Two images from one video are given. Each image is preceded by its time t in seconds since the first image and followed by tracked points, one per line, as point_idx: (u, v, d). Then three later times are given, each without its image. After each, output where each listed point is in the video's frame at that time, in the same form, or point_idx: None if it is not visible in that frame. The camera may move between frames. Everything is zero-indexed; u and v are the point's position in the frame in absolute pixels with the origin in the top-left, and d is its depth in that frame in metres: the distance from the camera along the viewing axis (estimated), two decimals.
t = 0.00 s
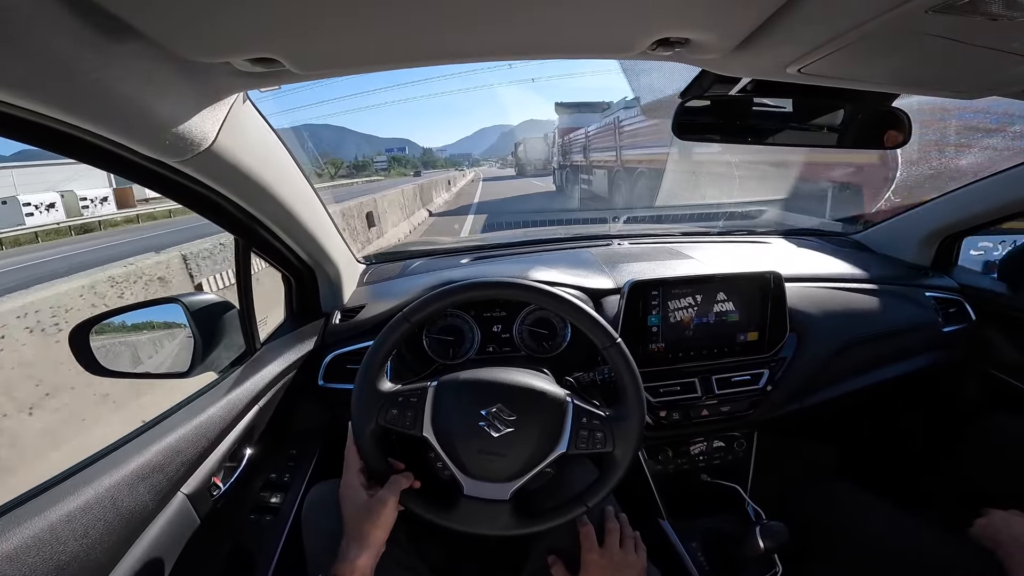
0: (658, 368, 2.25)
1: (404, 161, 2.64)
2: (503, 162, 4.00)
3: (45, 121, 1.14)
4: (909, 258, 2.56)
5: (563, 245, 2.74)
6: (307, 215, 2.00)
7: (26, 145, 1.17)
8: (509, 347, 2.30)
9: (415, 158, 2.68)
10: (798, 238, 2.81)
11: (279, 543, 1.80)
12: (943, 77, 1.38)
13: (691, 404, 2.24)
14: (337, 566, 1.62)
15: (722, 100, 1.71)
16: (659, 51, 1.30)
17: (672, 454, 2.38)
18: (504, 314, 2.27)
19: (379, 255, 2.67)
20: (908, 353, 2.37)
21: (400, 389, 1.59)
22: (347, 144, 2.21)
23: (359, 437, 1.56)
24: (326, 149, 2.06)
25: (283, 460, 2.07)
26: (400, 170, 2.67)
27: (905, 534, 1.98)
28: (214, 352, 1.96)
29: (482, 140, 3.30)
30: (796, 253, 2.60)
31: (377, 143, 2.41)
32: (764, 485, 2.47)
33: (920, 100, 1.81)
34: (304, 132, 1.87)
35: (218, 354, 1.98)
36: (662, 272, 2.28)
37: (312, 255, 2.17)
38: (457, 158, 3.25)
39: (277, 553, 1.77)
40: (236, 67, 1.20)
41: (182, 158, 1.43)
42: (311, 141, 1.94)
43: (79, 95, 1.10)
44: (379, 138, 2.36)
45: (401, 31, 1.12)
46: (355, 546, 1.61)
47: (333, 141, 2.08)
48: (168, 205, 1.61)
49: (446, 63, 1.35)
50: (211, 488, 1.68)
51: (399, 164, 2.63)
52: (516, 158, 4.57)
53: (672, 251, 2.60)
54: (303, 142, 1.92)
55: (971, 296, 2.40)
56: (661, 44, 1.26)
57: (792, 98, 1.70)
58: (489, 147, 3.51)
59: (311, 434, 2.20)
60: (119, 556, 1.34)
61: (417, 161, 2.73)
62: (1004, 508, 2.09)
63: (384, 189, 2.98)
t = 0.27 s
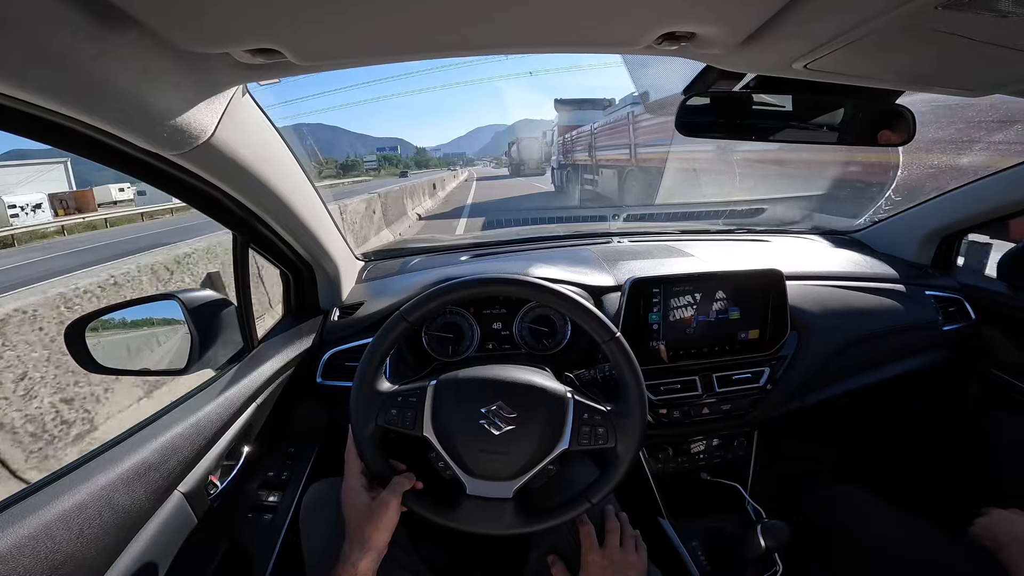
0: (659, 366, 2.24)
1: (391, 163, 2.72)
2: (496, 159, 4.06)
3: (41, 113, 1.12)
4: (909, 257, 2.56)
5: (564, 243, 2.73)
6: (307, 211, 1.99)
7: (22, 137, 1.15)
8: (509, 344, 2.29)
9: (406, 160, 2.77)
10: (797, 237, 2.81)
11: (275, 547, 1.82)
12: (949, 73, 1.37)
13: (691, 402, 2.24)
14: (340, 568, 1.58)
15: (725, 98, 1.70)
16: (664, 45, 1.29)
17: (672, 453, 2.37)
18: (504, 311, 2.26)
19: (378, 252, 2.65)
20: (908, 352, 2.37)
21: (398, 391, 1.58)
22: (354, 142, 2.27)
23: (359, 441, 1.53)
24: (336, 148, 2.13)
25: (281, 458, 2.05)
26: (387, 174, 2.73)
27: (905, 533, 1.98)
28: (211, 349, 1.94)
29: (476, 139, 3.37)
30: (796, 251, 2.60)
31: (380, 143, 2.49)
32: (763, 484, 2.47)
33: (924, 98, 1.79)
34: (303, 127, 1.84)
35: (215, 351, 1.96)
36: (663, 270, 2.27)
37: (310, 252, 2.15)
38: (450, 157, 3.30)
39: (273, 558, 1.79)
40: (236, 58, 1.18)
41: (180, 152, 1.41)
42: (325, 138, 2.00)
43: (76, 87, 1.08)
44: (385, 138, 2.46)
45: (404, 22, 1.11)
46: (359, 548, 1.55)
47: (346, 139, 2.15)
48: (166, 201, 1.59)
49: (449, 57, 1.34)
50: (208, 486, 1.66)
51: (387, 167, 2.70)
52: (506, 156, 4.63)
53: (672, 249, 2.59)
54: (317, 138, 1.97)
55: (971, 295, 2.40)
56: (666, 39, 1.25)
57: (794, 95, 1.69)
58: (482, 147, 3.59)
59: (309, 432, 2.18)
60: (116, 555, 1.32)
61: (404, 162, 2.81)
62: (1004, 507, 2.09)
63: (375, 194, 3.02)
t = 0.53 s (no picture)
0: (655, 366, 2.26)
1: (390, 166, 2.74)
2: (492, 159, 4.08)
3: (42, 117, 1.13)
4: (901, 258, 2.57)
5: (561, 244, 2.74)
6: (305, 212, 2.00)
7: (22, 140, 1.16)
8: (506, 345, 2.31)
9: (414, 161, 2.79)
10: (793, 238, 2.83)
11: (275, 546, 1.83)
12: (941, 78, 1.39)
13: (687, 402, 2.26)
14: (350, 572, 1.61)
15: (721, 101, 1.72)
16: (660, 51, 1.30)
17: (668, 452, 2.39)
18: (502, 312, 2.28)
19: (377, 252, 2.66)
20: (901, 352, 2.39)
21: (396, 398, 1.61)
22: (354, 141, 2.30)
23: (362, 450, 1.58)
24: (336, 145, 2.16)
25: (280, 458, 2.06)
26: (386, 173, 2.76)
27: (899, 531, 2.00)
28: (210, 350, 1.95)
29: (470, 138, 3.39)
30: (790, 252, 2.62)
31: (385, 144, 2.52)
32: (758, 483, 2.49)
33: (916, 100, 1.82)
34: (300, 128, 1.85)
35: (214, 351, 1.97)
36: (659, 271, 2.28)
37: (308, 253, 2.16)
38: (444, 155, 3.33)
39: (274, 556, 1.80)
40: (236, 63, 1.19)
41: (181, 155, 1.42)
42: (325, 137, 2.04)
43: (77, 92, 1.09)
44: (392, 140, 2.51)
45: (403, 29, 1.12)
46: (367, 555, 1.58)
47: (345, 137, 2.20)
48: (166, 203, 1.60)
49: (447, 61, 1.35)
50: (207, 486, 1.67)
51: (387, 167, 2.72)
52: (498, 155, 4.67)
53: (667, 249, 2.61)
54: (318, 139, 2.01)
55: (964, 295, 2.42)
56: (662, 44, 1.26)
57: (789, 97, 1.71)
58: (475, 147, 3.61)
59: (307, 432, 2.19)
60: (117, 554, 1.33)
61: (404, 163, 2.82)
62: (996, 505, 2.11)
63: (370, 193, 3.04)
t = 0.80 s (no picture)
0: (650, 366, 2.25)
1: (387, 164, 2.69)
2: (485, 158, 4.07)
3: (24, 115, 1.12)
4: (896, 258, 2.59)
5: (555, 243, 2.73)
6: (295, 212, 1.99)
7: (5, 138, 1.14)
8: (500, 345, 2.28)
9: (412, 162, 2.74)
10: (786, 237, 2.82)
11: (265, 550, 1.82)
12: (932, 77, 1.38)
13: (682, 401, 2.27)
14: None
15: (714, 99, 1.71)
16: (651, 48, 1.29)
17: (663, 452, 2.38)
18: (495, 311, 2.25)
19: (371, 252, 2.66)
20: (894, 351, 2.40)
21: (389, 404, 1.64)
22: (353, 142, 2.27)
23: (357, 457, 1.61)
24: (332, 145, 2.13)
25: (271, 459, 2.04)
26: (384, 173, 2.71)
27: (893, 531, 1.99)
28: (200, 350, 1.92)
29: (464, 138, 3.38)
30: (784, 251, 2.62)
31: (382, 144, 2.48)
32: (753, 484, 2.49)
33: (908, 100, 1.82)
34: (291, 128, 1.84)
35: (204, 352, 1.95)
36: (653, 270, 2.28)
37: (299, 253, 2.14)
38: (437, 155, 3.32)
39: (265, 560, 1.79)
40: (222, 61, 1.18)
41: (166, 154, 1.41)
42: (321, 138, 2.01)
43: (59, 89, 1.07)
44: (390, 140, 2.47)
45: (390, 26, 1.11)
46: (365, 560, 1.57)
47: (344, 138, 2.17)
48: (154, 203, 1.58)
49: (437, 60, 1.34)
50: (197, 488, 1.65)
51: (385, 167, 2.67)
52: (491, 154, 4.67)
53: (662, 249, 2.60)
54: (313, 139, 1.98)
55: (957, 295, 2.43)
56: (654, 41, 1.26)
57: (783, 97, 1.71)
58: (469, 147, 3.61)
59: (299, 433, 2.17)
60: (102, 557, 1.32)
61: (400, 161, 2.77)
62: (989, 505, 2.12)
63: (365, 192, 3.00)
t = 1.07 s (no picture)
0: (644, 364, 2.25)
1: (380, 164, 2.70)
2: (479, 157, 4.06)
3: (11, 110, 1.10)
4: (887, 257, 2.59)
5: (550, 241, 2.73)
6: (287, 209, 1.97)
7: None
8: (494, 343, 2.27)
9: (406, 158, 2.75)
10: (780, 235, 2.83)
11: (257, 549, 1.81)
12: (924, 75, 1.39)
13: (675, 399, 2.27)
14: None
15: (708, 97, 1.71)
16: (645, 45, 1.29)
17: (658, 449, 2.38)
18: (490, 309, 2.24)
19: (363, 249, 2.64)
20: (886, 349, 2.41)
21: (382, 404, 1.64)
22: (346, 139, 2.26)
23: (351, 458, 1.60)
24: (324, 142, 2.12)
25: (264, 458, 2.03)
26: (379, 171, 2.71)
27: (885, 529, 2.01)
28: (192, 348, 1.91)
29: (459, 137, 3.43)
30: (777, 249, 2.62)
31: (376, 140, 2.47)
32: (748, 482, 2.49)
33: (901, 99, 1.83)
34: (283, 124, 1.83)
35: (195, 350, 1.93)
36: (647, 268, 2.28)
37: (292, 250, 2.13)
38: (433, 153, 3.32)
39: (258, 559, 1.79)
40: (211, 57, 1.16)
41: (155, 150, 1.39)
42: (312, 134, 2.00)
43: (46, 84, 1.06)
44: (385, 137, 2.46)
45: (380, 22, 1.10)
46: (362, 560, 1.61)
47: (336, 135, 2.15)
48: (143, 201, 1.56)
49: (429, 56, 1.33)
50: (189, 487, 1.64)
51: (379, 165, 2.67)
52: (485, 153, 4.67)
53: (656, 247, 2.60)
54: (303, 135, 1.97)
55: (948, 293, 2.44)
56: (648, 38, 1.25)
57: (778, 95, 1.71)
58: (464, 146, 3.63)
59: (292, 431, 2.15)
60: (94, 556, 1.30)
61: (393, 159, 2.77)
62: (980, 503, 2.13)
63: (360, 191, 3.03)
